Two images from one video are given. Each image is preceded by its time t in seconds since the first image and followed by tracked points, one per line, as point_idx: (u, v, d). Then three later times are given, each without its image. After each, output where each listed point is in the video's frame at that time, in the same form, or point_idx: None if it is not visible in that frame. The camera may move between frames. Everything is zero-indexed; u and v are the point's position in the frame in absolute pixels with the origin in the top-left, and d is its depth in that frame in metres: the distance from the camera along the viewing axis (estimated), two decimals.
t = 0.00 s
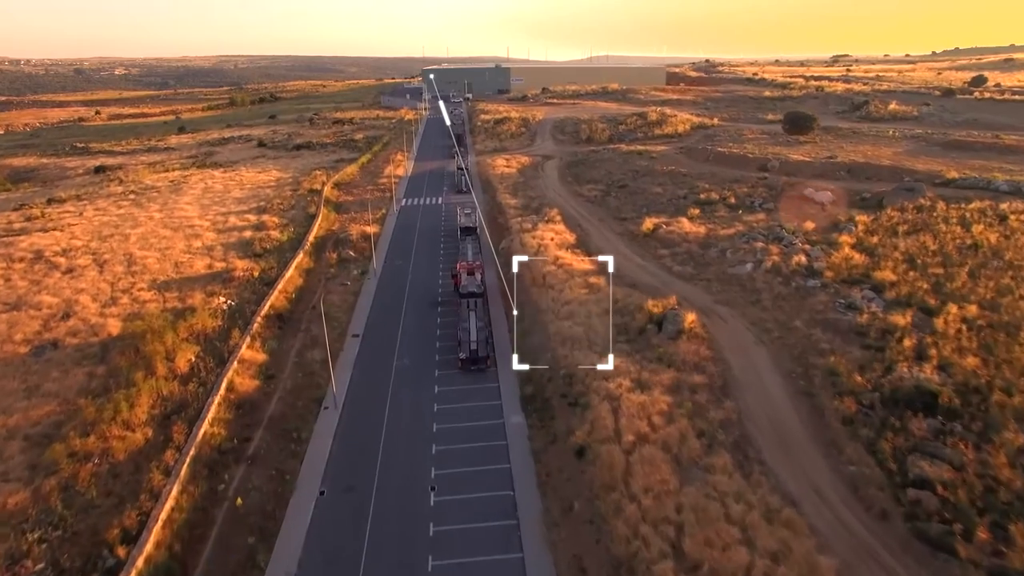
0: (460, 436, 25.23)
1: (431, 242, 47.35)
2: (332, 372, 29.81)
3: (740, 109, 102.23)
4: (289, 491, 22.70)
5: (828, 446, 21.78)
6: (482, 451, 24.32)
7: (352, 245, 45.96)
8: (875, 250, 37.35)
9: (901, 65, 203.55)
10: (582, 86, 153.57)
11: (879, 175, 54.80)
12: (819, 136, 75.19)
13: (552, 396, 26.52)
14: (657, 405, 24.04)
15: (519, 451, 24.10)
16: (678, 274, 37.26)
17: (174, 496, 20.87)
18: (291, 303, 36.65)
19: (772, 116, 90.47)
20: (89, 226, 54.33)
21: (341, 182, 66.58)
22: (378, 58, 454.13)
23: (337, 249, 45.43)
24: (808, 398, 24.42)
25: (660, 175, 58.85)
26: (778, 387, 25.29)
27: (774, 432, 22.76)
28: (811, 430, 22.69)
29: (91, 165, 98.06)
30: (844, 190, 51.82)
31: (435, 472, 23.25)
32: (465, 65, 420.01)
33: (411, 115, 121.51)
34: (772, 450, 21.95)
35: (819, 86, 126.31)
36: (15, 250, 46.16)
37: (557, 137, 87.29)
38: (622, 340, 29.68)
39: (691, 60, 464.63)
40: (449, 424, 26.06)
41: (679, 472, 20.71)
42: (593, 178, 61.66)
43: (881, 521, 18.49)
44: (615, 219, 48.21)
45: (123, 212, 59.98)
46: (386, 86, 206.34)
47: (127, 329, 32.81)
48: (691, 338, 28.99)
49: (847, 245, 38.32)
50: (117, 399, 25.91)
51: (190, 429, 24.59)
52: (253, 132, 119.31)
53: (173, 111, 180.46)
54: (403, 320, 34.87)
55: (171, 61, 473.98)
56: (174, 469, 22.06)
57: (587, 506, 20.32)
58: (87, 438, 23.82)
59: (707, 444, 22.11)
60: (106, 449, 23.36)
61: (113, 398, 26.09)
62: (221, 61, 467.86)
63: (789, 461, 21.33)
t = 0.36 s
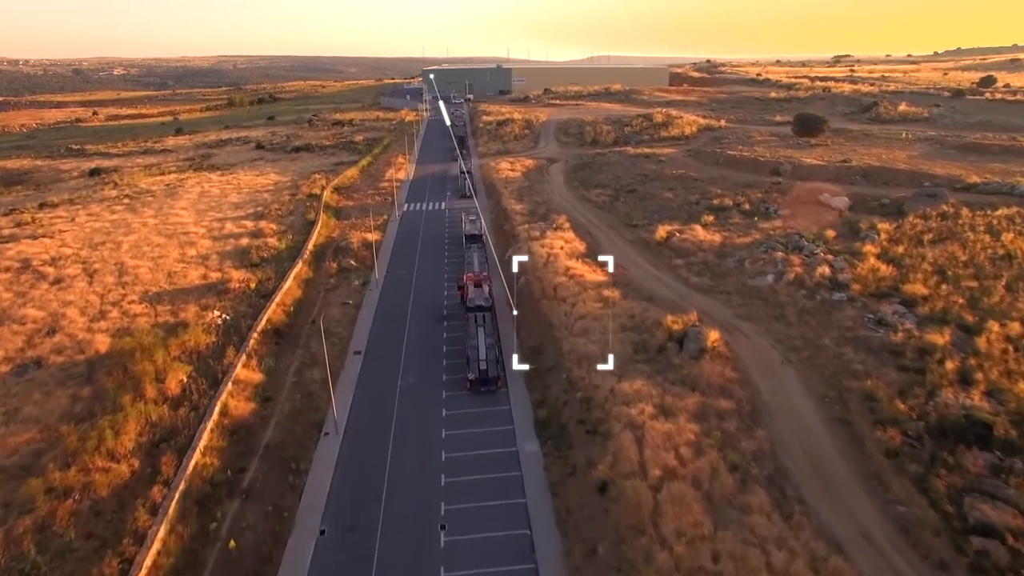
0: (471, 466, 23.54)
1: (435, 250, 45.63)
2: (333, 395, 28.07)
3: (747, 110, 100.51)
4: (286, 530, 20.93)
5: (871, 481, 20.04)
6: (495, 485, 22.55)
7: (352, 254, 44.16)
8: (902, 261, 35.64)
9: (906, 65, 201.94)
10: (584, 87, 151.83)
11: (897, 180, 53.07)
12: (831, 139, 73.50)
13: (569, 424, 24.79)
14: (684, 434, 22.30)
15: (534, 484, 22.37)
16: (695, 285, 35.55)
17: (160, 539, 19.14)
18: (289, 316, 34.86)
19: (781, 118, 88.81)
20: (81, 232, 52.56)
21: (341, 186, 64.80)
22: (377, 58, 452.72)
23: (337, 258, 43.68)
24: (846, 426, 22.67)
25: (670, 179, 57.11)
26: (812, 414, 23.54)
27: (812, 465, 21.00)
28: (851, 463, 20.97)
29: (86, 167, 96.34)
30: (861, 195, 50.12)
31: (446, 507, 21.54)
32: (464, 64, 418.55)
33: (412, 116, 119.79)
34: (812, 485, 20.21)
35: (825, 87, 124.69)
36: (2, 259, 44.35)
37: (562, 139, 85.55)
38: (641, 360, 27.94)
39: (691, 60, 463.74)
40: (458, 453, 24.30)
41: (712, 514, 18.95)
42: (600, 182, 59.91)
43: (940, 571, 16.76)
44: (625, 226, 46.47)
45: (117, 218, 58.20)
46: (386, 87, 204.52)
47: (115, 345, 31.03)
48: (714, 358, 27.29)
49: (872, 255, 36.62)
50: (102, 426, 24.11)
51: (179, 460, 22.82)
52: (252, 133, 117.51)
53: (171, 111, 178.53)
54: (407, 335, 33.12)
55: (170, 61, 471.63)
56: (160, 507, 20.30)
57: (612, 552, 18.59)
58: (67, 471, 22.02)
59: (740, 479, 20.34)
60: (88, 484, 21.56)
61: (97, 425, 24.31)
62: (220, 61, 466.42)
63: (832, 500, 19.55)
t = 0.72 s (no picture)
0: (486, 502, 21.74)
1: (440, 259, 43.87)
2: (335, 419, 26.26)
3: (754, 111, 98.79)
4: None
5: (928, 525, 18.27)
6: (513, 523, 20.72)
7: (354, 263, 42.37)
8: (933, 272, 33.92)
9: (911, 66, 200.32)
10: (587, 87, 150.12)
11: (917, 184, 51.32)
12: (843, 141, 71.76)
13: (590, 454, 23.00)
14: (717, 469, 20.53)
15: (555, 522, 20.58)
16: (716, 299, 33.79)
17: None
18: (288, 331, 33.05)
19: (790, 120, 87.11)
20: (72, 239, 50.71)
21: (342, 191, 63.00)
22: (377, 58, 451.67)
23: (338, 267, 41.86)
24: (893, 460, 20.89)
25: (681, 184, 55.36)
26: (854, 445, 21.75)
27: (861, 505, 19.20)
28: (903, 504, 19.16)
29: (82, 170, 94.55)
30: (881, 201, 48.40)
31: (459, 549, 19.73)
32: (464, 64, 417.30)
33: (413, 117, 118.06)
34: (862, 529, 18.44)
35: (832, 88, 123.03)
36: None
37: (567, 141, 83.82)
38: (664, 383, 26.19)
39: (693, 60, 461.95)
40: (471, 486, 22.49)
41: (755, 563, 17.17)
42: (609, 187, 58.15)
43: None
44: (638, 233, 44.71)
45: (110, 224, 56.35)
46: (386, 87, 202.84)
47: (103, 364, 29.20)
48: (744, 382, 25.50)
49: (900, 267, 34.88)
50: (85, 458, 22.32)
51: (169, 497, 21.01)
52: (251, 135, 115.77)
53: (168, 112, 176.65)
54: (413, 353, 31.34)
55: (169, 61, 470.74)
56: (147, 553, 18.49)
57: None
58: (46, 511, 20.21)
59: (783, 521, 18.57)
60: (68, 525, 19.77)
61: (81, 457, 22.51)
62: (219, 61, 465.35)
63: (887, 547, 17.75)
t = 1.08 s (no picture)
0: (504, 542, 19.94)
1: (446, 268, 42.11)
2: (339, 447, 24.46)
3: (762, 113, 97.02)
4: None
5: None
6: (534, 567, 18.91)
7: (356, 273, 40.59)
8: (968, 287, 32.23)
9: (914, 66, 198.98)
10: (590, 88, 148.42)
11: (939, 189, 49.61)
12: (856, 144, 70.02)
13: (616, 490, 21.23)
14: (757, 510, 18.76)
15: (580, 567, 18.75)
16: (739, 313, 32.03)
17: None
18: (288, 348, 31.25)
19: (799, 122, 85.43)
20: (63, 247, 48.89)
21: (343, 195, 61.24)
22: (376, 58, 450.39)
23: (340, 277, 40.06)
24: (950, 499, 19.11)
25: (694, 189, 53.60)
26: (906, 482, 19.97)
27: (921, 553, 17.42)
28: (967, 552, 17.39)
29: (77, 172, 92.69)
30: (903, 207, 46.65)
31: None
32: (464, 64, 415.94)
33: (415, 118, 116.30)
34: None
35: (838, 88, 121.39)
36: None
37: (572, 143, 82.06)
38: (691, 408, 24.42)
39: (693, 60, 460.39)
40: (487, 523, 20.68)
41: None
42: (618, 192, 56.40)
43: None
44: (652, 242, 42.92)
45: (104, 230, 54.54)
46: (385, 88, 199.64)
47: (91, 386, 27.41)
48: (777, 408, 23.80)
49: (932, 279, 33.17)
50: (67, 496, 20.54)
51: (157, 540, 19.23)
52: (250, 137, 113.94)
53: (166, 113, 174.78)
54: (421, 372, 29.56)
55: (167, 61, 469.12)
56: None
57: None
58: (21, 558, 18.46)
59: (835, 572, 16.80)
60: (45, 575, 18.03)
61: (62, 494, 20.74)
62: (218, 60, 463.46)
63: None
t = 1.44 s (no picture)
0: None
1: (453, 278, 40.32)
2: (345, 479, 22.63)
3: (770, 114, 95.22)
4: None
5: None
6: None
7: (360, 284, 38.80)
8: (1006, 301, 30.54)
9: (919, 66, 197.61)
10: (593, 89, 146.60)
11: (963, 195, 47.88)
12: (871, 147, 68.23)
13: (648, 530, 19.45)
14: (808, 558, 17.02)
15: None
16: (766, 329, 30.28)
17: None
18: (288, 367, 29.44)
19: (810, 123, 83.68)
20: (54, 255, 47.04)
21: (344, 200, 59.45)
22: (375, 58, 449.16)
23: (342, 289, 38.25)
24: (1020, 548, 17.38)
25: (708, 194, 51.81)
26: (969, 526, 18.23)
27: None
28: None
29: (72, 175, 90.81)
30: (927, 213, 44.94)
31: None
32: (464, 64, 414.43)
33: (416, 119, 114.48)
34: None
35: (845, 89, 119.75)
36: None
37: (578, 146, 80.28)
38: (724, 436, 22.67)
39: (693, 60, 460.22)
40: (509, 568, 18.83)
41: None
42: (629, 197, 54.63)
43: None
44: (668, 250, 41.15)
45: (97, 236, 52.73)
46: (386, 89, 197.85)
47: (77, 410, 25.60)
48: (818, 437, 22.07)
49: (969, 293, 31.45)
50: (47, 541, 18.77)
51: None
52: (249, 139, 112.09)
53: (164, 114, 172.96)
54: (430, 394, 27.73)
55: (166, 61, 467.73)
56: None
57: None
58: None
59: None
60: None
61: (42, 537, 18.96)
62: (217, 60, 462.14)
63: None
